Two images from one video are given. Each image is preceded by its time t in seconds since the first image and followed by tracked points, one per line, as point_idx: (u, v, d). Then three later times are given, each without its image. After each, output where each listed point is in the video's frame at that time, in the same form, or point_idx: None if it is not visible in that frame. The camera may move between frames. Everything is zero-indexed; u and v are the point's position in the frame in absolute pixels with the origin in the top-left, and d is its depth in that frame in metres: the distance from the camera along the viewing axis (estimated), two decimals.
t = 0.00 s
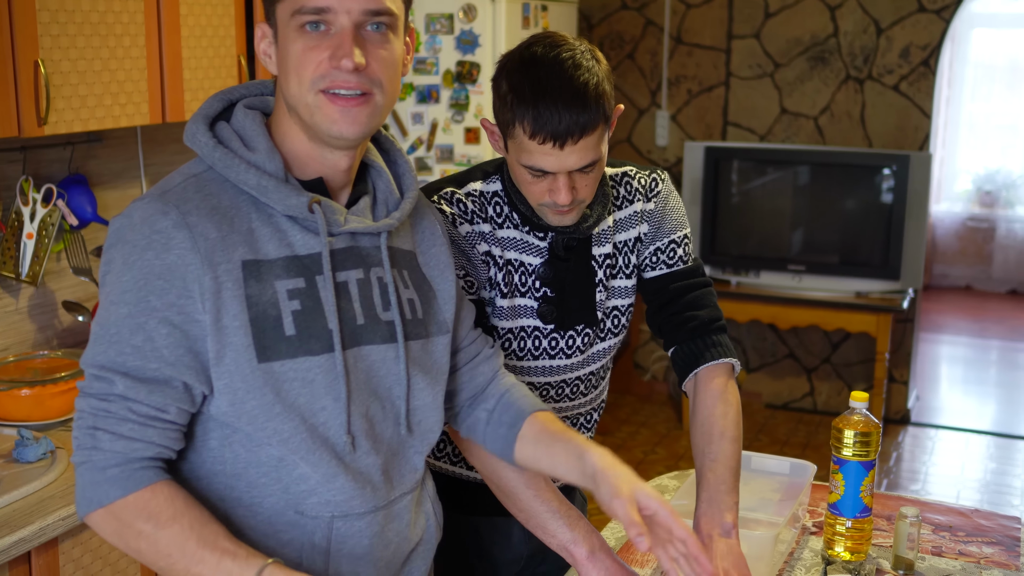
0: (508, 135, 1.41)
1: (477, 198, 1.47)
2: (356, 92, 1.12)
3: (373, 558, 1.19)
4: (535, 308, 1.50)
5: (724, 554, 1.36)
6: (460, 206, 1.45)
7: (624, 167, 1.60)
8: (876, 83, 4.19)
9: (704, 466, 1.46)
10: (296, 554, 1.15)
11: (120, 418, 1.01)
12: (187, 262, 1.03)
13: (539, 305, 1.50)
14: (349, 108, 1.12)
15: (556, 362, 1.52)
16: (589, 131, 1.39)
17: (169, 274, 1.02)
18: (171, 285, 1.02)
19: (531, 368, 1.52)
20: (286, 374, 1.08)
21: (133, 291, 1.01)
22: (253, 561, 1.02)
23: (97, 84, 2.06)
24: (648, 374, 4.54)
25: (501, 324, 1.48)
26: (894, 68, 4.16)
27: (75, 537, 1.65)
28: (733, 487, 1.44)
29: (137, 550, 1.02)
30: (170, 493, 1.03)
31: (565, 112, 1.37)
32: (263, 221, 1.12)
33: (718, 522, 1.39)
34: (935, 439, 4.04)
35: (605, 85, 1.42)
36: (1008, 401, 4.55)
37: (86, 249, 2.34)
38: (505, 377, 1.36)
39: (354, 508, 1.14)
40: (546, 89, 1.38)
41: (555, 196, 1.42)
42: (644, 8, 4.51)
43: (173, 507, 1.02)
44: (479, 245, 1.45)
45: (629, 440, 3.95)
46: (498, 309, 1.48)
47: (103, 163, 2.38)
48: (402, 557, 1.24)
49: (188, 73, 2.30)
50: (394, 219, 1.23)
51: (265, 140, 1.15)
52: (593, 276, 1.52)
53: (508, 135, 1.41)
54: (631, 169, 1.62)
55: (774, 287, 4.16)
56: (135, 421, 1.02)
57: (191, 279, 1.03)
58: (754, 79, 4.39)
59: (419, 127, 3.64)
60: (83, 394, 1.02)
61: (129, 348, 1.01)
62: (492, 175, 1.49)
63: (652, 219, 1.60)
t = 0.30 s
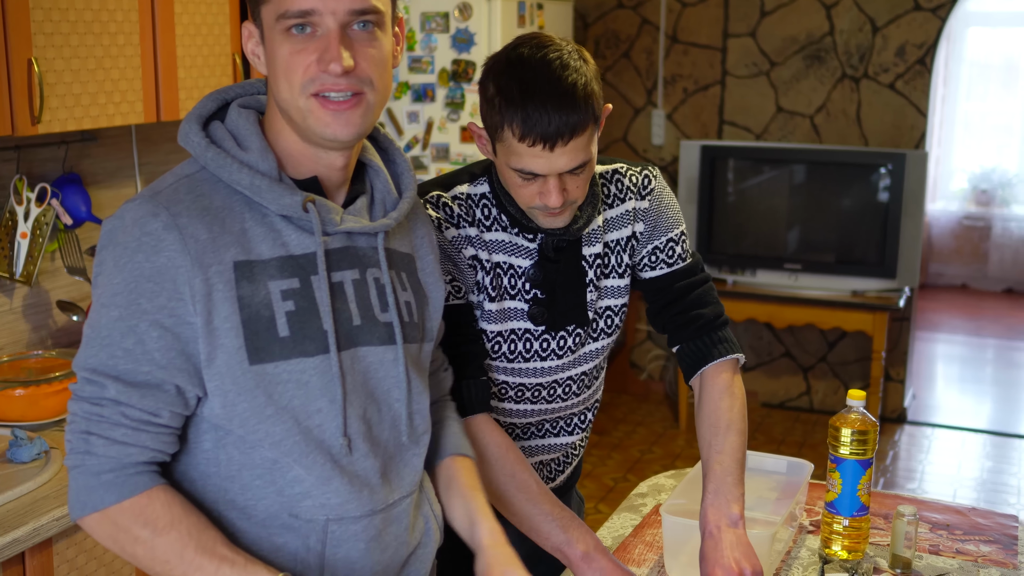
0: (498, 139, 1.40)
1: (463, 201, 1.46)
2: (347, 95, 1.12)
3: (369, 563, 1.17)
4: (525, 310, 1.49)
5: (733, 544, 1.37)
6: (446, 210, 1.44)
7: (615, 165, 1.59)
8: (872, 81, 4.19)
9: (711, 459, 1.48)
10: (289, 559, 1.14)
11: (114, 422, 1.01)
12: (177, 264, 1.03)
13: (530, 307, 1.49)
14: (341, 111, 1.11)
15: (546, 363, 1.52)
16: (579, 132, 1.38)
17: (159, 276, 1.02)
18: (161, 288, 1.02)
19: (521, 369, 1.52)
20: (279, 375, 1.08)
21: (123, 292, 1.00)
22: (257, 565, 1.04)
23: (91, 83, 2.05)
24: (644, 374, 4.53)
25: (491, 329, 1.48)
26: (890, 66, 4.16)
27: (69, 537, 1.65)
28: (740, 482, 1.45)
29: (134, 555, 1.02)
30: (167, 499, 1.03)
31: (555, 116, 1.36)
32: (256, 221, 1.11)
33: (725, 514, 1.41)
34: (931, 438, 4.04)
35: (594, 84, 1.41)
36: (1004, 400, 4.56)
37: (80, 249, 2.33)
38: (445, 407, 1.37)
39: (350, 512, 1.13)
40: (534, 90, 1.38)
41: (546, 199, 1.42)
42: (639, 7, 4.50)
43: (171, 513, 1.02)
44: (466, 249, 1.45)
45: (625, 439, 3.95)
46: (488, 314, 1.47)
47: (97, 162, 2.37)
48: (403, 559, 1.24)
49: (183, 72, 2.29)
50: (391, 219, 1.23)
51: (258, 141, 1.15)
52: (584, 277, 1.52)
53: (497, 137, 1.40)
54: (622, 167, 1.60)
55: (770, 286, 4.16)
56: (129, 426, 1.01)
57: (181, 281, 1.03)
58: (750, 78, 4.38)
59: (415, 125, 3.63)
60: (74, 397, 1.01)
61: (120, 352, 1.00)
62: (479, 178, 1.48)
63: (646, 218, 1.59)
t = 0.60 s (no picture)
0: (490, 141, 1.40)
1: (453, 205, 1.45)
2: (342, 103, 1.12)
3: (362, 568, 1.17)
4: (516, 313, 1.49)
5: (733, 549, 1.38)
6: (435, 214, 1.44)
7: (604, 166, 1.59)
8: (866, 83, 4.20)
9: (708, 465, 1.47)
10: (283, 565, 1.13)
11: (111, 431, 1.00)
12: (172, 270, 1.02)
13: (520, 310, 1.49)
14: (335, 119, 1.11)
15: (536, 365, 1.51)
16: (571, 133, 1.38)
17: (154, 282, 1.01)
18: (157, 294, 1.01)
19: (512, 371, 1.50)
20: (275, 382, 1.07)
21: (117, 299, 0.99)
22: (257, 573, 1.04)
23: (82, 86, 2.04)
24: (638, 375, 4.53)
25: (478, 331, 1.47)
26: (883, 67, 4.16)
27: (60, 542, 1.64)
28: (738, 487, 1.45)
29: (135, 563, 1.02)
30: (168, 507, 1.03)
31: (548, 115, 1.36)
32: (251, 226, 1.10)
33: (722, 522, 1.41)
34: (926, 439, 4.05)
35: (586, 86, 1.41)
36: (997, 400, 4.57)
37: (72, 251, 2.33)
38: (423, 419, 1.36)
39: (343, 519, 1.13)
40: (527, 92, 1.37)
41: (538, 201, 1.41)
42: (633, 8, 4.51)
43: (172, 522, 1.03)
44: (454, 255, 1.44)
45: (620, 441, 3.95)
46: (474, 316, 1.46)
47: (89, 164, 2.37)
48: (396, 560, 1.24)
49: (175, 74, 2.28)
50: (384, 223, 1.23)
51: (251, 145, 1.14)
52: (574, 279, 1.51)
53: (489, 138, 1.40)
54: (610, 167, 1.60)
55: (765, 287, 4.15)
56: (126, 435, 1.01)
57: (176, 287, 1.02)
58: (744, 79, 4.39)
59: (408, 127, 3.63)
60: (66, 406, 1.00)
61: (114, 359, 0.99)
62: (469, 180, 1.48)
63: (634, 219, 1.59)
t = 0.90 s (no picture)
0: (493, 130, 1.40)
1: (439, 201, 1.45)
2: (371, 121, 1.08)
3: (363, 565, 1.17)
4: (506, 309, 1.48)
5: (724, 545, 1.37)
6: (421, 212, 1.43)
7: (596, 164, 1.58)
8: (862, 81, 4.20)
9: (693, 465, 1.47)
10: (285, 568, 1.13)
11: (113, 442, 0.99)
12: (168, 275, 1.00)
13: (509, 305, 1.48)
14: (363, 136, 1.07)
15: (525, 360, 1.50)
16: (575, 122, 1.39)
17: (150, 288, 0.99)
18: (153, 300, 1.00)
19: (499, 363, 1.49)
20: (272, 384, 1.07)
21: (113, 307, 0.97)
22: None
23: (76, 84, 2.04)
24: (634, 374, 4.53)
25: (457, 325, 1.47)
26: (879, 66, 4.17)
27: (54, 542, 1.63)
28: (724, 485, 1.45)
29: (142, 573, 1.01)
30: (175, 516, 1.02)
31: (553, 103, 1.37)
32: (242, 227, 1.09)
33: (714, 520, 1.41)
34: (922, 437, 4.06)
35: (586, 77, 1.43)
36: (993, 399, 4.57)
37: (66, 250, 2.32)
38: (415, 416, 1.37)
39: (344, 519, 1.13)
40: (532, 81, 1.39)
41: (538, 187, 1.41)
42: (629, 8, 4.50)
43: (180, 531, 1.02)
44: (432, 255, 1.43)
45: (616, 439, 3.94)
46: (454, 311, 1.46)
47: (83, 163, 2.36)
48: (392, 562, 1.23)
49: (168, 72, 2.28)
50: (373, 221, 1.22)
51: (240, 146, 1.13)
52: (565, 275, 1.51)
53: (491, 127, 1.40)
54: (604, 165, 1.60)
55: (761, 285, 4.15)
56: (129, 445, 1.00)
57: (173, 292, 1.01)
58: (740, 78, 4.39)
59: (403, 126, 3.62)
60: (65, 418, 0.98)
61: (114, 368, 0.98)
62: (460, 176, 1.48)
63: (627, 217, 1.59)
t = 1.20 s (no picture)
0: (516, 94, 1.41)
1: (409, 184, 1.45)
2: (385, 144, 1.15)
3: (359, 558, 1.17)
4: (488, 286, 1.48)
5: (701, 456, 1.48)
6: (391, 195, 1.42)
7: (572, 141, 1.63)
8: (856, 77, 4.20)
9: (665, 399, 1.60)
10: (284, 566, 1.11)
11: (109, 447, 0.97)
12: (165, 276, 0.98)
13: (492, 281, 1.48)
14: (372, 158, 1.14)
15: (509, 335, 1.50)
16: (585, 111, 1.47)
17: (146, 289, 0.97)
18: (150, 302, 0.97)
19: (484, 343, 1.49)
20: (270, 380, 1.06)
21: (107, 310, 0.95)
22: None
23: (64, 78, 2.02)
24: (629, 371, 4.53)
25: (435, 306, 1.45)
26: (873, 62, 4.16)
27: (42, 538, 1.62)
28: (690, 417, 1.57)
29: None
30: (174, 520, 1.01)
31: (578, 69, 1.41)
32: (233, 223, 1.07)
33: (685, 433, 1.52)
34: (916, 433, 4.05)
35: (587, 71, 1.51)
36: (987, 394, 4.58)
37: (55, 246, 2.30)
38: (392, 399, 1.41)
39: (341, 512, 1.13)
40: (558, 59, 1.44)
41: (552, 151, 1.43)
42: (623, 4, 4.49)
43: (179, 534, 1.01)
44: (400, 239, 1.42)
45: (610, 436, 3.94)
46: (432, 292, 1.45)
47: (73, 158, 2.34)
48: (381, 556, 1.22)
49: (159, 66, 2.26)
50: (356, 212, 1.24)
51: (226, 140, 1.09)
52: (545, 247, 1.52)
53: (512, 93, 1.42)
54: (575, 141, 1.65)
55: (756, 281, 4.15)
56: (126, 449, 0.98)
57: (169, 294, 0.98)
58: (734, 74, 4.38)
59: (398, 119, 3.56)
60: (56, 424, 0.96)
61: (109, 371, 0.95)
62: (430, 159, 1.48)
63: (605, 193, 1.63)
